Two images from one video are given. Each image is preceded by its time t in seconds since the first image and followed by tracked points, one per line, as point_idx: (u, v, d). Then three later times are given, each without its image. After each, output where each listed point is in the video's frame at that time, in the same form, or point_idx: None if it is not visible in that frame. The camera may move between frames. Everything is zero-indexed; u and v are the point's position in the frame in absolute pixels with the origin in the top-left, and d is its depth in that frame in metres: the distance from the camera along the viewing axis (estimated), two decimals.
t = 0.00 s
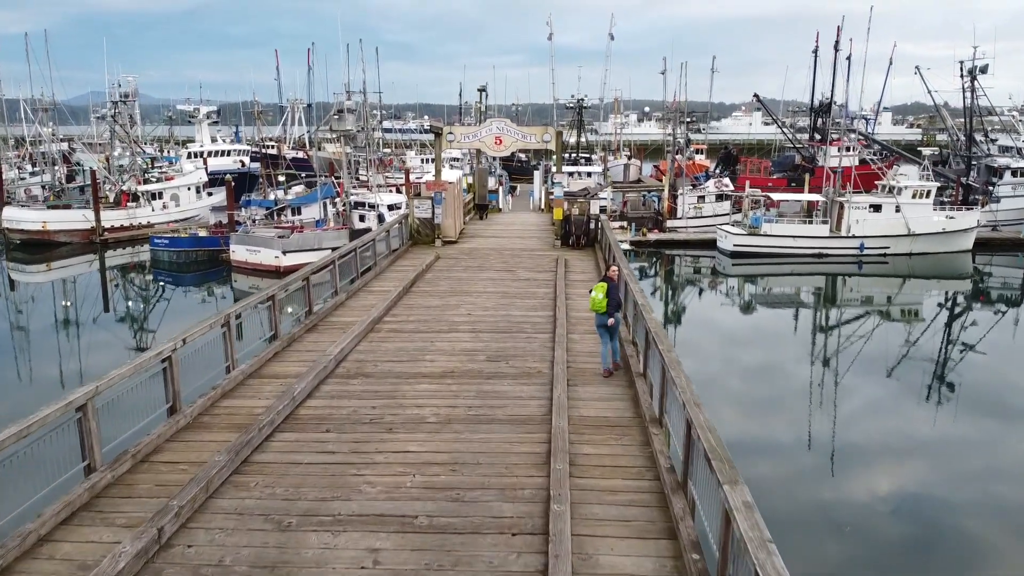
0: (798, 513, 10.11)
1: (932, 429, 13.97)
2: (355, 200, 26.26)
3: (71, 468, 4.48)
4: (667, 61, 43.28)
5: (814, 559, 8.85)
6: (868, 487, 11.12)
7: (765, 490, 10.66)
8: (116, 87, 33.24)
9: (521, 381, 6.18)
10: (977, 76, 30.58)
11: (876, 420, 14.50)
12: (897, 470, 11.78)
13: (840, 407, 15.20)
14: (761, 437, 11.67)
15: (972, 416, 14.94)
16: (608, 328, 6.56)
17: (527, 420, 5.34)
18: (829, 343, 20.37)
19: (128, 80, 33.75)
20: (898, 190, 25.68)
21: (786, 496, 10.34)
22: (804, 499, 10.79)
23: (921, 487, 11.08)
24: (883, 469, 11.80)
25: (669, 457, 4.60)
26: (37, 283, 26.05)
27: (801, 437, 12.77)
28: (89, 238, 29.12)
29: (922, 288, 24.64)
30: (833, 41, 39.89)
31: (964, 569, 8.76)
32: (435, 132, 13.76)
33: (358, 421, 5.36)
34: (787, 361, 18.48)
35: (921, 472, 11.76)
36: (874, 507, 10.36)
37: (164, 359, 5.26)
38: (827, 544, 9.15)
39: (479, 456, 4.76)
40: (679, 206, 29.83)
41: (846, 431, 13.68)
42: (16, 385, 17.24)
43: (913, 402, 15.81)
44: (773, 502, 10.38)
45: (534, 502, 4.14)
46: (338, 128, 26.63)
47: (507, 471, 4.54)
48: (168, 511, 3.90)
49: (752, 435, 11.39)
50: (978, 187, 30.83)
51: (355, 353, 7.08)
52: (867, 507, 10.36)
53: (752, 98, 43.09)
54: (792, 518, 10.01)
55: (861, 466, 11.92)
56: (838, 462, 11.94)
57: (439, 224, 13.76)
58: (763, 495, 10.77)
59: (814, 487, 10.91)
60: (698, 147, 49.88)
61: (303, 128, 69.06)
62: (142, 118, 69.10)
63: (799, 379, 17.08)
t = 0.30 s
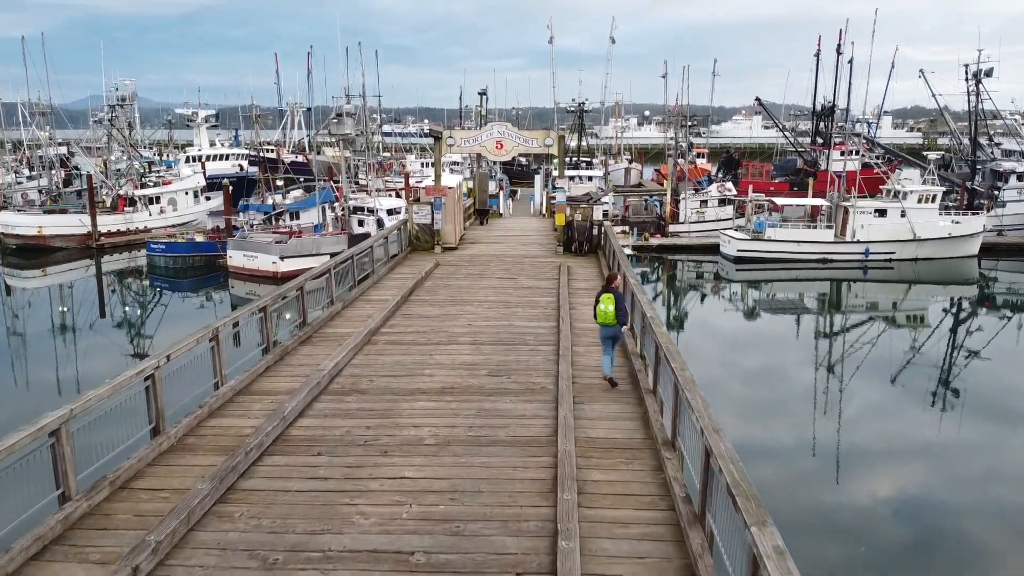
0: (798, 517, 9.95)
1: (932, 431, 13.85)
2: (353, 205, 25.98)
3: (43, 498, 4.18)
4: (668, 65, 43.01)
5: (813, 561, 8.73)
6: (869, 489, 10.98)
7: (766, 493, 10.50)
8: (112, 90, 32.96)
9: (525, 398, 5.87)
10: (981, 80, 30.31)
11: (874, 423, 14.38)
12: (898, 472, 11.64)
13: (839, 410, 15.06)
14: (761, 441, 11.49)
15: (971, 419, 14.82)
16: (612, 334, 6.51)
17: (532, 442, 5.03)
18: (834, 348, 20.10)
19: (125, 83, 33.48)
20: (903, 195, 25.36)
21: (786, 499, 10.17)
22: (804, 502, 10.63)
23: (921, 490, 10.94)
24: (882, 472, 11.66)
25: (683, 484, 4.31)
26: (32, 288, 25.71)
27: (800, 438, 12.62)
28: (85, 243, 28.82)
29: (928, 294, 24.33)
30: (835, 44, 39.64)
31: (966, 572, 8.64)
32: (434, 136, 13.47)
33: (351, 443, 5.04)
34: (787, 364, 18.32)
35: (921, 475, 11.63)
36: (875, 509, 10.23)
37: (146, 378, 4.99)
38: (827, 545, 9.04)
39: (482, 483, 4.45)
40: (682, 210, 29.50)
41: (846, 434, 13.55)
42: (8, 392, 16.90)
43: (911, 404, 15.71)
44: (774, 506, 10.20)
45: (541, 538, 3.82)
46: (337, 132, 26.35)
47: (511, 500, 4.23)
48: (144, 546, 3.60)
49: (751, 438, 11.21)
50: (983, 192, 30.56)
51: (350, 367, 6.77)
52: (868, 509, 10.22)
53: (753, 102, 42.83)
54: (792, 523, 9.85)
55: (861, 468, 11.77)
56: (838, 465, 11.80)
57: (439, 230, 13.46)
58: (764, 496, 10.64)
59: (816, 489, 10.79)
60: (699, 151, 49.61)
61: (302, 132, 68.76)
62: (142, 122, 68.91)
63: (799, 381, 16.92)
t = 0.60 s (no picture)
0: (799, 522, 9.88)
1: (934, 437, 13.76)
2: (352, 209, 25.66)
3: (15, 529, 3.88)
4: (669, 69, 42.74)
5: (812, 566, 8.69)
6: (870, 496, 10.91)
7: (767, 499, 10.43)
8: (109, 94, 32.71)
9: (530, 416, 5.56)
10: (986, 83, 30.02)
11: (874, 428, 14.30)
12: (898, 479, 11.57)
13: (839, 414, 14.99)
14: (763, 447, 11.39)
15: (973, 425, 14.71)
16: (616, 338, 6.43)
17: (539, 465, 4.73)
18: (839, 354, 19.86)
19: (122, 86, 33.23)
20: (908, 199, 25.01)
21: (786, 504, 10.09)
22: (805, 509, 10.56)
23: (921, 496, 10.86)
24: (882, 478, 11.58)
25: (701, 514, 4.03)
26: (27, 293, 25.39)
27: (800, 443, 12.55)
28: (81, 248, 28.50)
29: (935, 300, 24.02)
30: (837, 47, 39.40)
31: None
32: (434, 140, 13.17)
33: (345, 467, 4.75)
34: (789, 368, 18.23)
35: (922, 480, 11.57)
36: (875, 514, 10.15)
37: (128, 398, 4.73)
38: (826, 552, 8.99)
39: (485, 512, 4.15)
40: (685, 214, 29.14)
41: (847, 439, 13.48)
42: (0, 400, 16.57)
43: (911, 410, 15.62)
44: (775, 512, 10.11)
45: None
46: (336, 136, 26.06)
47: (517, 532, 3.93)
48: None
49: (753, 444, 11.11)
50: (988, 196, 30.25)
51: (347, 382, 6.48)
52: (868, 515, 10.15)
53: (755, 105, 42.55)
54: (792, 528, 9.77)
55: (861, 474, 11.71)
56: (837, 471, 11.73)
57: (438, 236, 13.14)
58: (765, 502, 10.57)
59: (816, 495, 10.72)
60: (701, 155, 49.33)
61: (302, 136, 68.48)
62: (140, 125, 68.67)
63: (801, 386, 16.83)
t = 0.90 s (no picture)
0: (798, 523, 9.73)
1: (937, 441, 13.58)
2: (352, 213, 25.39)
3: None
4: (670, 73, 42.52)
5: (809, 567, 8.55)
6: (869, 498, 10.78)
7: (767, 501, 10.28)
8: (107, 98, 32.59)
9: (537, 435, 5.27)
10: (991, 86, 29.73)
11: (875, 432, 14.15)
12: (898, 481, 11.43)
13: (839, 417, 14.85)
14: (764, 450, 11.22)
15: (976, 429, 14.50)
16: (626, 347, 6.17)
17: (549, 492, 4.44)
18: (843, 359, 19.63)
19: (120, 90, 33.10)
20: (914, 204, 24.71)
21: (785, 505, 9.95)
22: (803, 511, 10.44)
23: (921, 500, 10.73)
24: (882, 481, 11.44)
25: (723, 546, 3.74)
26: (23, 298, 25.10)
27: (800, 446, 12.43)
28: (78, 253, 28.27)
29: (941, 306, 23.72)
30: (840, 51, 39.21)
31: None
32: (435, 144, 12.88)
33: (341, 492, 4.46)
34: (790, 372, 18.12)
35: (921, 483, 11.43)
36: (875, 518, 10.01)
37: (112, 418, 4.45)
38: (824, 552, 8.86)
39: (490, 545, 3.86)
40: (687, 219, 28.87)
41: (847, 442, 13.34)
42: None
43: (913, 414, 15.45)
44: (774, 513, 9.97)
45: None
46: (335, 140, 25.78)
47: (526, 569, 3.64)
48: None
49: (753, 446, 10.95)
50: (994, 200, 29.98)
51: (344, 398, 6.18)
52: (868, 518, 10.01)
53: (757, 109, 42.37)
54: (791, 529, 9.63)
55: (860, 477, 11.57)
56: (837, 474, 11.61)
57: (439, 242, 12.89)
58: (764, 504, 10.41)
59: (816, 498, 10.58)
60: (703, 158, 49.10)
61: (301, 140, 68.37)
62: (140, 129, 68.64)
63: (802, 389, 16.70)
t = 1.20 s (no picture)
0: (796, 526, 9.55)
1: (940, 446, 13.39)
2: (352, 218, 25.13)
3: None
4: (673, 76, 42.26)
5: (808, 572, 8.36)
6: (869, 501, 10.58)
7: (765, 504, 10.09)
8: (105, 101, 32.30)
9: (547, 456, 4.99)
10: (997, 90, 29.47)
11: (877, 435, 13.97)
12: (898, 485, 11.25)
13: (839, 421, 14.66)
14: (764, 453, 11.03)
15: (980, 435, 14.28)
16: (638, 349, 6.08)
17: (562, 520, 4.16)
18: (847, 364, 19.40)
19: (118, 93, 32.81)
20: (920, 208, 24.40)
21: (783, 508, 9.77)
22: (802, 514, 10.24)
23: (921, 503, 10.54)
24: (882, 484, 11.27)
25: None
26: (19, 303, 24.80)
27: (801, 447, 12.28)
28: (75, 258, 27.97)
29: (948, 311, 23.45)
30: (842, 54, 39.02)
31: None
32: (437, 149, 12.61)
33: (340, 519, 4.19)
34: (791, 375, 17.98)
35: (922, 487, 11.25)
36: (875, 521, 9.83)
37: (96, 441, 4.19)
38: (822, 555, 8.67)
39: None
40: (691, 223, 28.55)
41: (847, 445, 13.15)
42: None
43: (915, 419, 15.27)
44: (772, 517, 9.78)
45: None
46: (335, 144, 25.53)
47: None
48: None
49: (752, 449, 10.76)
50: (1000, 205, 29.71)
51: (343, 414, 5.90)
52: (868, 521, 9.82)
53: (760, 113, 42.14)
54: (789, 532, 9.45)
55: (860, 480, 11.42)
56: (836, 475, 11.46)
57: (441, 247, 12.56)
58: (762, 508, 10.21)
59: (815, 501, 10.39)
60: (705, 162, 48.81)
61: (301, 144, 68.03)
62: (138, 132, 68.42)
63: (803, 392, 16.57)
